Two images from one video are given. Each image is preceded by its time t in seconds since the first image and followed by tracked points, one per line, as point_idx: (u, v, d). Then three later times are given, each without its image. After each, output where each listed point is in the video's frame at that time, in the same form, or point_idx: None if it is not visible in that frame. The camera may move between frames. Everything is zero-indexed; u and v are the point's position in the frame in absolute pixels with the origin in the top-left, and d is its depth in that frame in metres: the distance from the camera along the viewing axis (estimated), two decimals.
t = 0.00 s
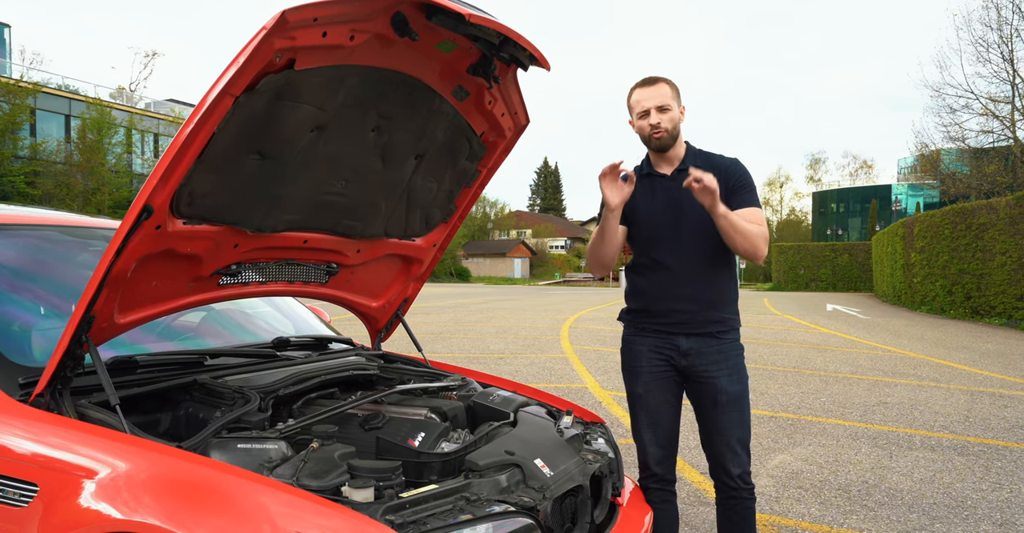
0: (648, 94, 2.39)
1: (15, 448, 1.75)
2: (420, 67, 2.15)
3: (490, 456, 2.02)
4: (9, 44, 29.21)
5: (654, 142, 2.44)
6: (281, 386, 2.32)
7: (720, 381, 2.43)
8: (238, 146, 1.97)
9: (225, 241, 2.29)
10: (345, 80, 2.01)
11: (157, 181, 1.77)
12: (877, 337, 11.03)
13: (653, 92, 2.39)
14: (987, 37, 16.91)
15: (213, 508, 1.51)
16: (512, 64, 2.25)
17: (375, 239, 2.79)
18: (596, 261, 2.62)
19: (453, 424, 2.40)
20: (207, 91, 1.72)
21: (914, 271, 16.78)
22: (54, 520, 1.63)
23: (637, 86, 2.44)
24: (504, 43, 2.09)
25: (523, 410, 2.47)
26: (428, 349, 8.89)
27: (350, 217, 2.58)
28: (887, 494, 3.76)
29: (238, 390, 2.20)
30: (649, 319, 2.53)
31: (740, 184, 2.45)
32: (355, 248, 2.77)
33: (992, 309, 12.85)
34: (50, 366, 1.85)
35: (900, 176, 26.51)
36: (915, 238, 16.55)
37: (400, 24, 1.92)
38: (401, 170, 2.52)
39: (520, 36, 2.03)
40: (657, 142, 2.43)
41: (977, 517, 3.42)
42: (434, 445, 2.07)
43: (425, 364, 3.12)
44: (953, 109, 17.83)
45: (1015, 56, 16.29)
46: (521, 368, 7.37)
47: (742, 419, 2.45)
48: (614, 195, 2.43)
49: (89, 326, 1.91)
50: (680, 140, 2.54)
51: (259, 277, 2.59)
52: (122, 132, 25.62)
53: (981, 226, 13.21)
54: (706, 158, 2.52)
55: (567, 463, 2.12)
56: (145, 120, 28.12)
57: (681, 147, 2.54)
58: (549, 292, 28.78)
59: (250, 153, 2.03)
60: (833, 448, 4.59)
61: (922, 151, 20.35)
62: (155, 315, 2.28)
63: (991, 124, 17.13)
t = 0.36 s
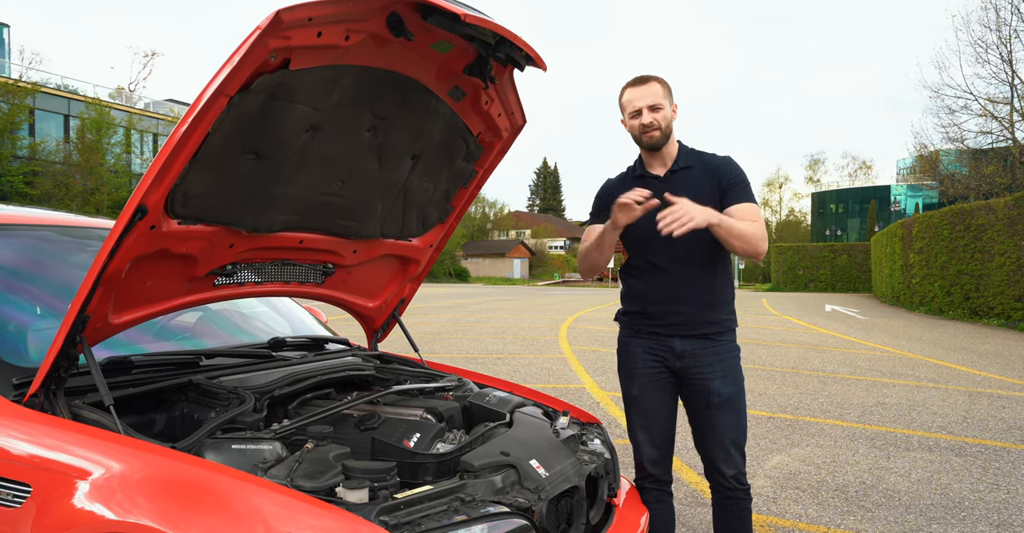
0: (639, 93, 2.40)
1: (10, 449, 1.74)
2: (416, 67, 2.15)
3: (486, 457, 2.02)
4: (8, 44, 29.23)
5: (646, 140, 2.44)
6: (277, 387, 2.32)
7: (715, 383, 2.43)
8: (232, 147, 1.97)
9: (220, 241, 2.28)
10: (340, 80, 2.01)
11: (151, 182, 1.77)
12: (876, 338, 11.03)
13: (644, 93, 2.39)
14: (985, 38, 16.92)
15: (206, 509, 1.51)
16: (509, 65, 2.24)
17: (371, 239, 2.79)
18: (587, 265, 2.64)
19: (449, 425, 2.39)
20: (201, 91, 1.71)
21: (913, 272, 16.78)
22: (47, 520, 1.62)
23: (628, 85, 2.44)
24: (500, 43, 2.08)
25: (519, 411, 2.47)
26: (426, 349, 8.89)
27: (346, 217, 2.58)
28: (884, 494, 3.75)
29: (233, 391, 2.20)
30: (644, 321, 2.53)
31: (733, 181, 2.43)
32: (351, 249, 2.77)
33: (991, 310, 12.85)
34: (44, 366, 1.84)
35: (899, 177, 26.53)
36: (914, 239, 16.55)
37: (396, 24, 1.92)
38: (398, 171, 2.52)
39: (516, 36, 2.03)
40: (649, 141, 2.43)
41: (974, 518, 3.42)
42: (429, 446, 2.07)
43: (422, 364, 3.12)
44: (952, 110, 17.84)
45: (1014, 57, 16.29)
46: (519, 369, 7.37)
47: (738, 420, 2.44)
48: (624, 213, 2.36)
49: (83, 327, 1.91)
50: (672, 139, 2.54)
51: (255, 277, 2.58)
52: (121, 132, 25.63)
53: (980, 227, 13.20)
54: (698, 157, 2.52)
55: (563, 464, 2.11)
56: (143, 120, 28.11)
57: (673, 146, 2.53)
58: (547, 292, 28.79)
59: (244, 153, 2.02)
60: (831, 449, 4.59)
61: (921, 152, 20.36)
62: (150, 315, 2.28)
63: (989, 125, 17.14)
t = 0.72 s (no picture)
0: (636, 90, 2.40)
1: (7, 449, 1.74)
2: (414, 67, 2.15)
3: (483, 457, 2.02)
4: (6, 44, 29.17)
5: (643, 138, 2.44)
6: (273, 386, 2.32)
7: (710, 384, 2.42)
8: (229, 146, 1.96)
9: (217, 241, 2.28)
10: (337, 80, 2.01)
11: (147, 182, 1.77)
12: (875, 337, 11.04)
13: (642, 91, 2.40)
14: (984, 37, 16.92)
15: (203, 510, 1.51)
16: (506, 64, 2.24)
17: (368, 238, 2.79)
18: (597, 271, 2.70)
19: (446, 424, 2.39)
20: (197, 91, 1.71)
21: (912, 271, 16.79)
22: (44, 520, 1.62)
23: (626, 81, 2.45)
24: (497, 43, 2.08)
25: (516, 411, 2.47)
26: (425, 348, 8.89)
27: (343, 217, 2.58)
28: (882, 494, 3.76)
29: (229, 391, 2.20)
30: (640, 322, 2.53)
31: (732, 184, 2.43)
32: (349, 248, 2.77)
33: (990, 310, 12.86)
34: (41, 366, 1.84)
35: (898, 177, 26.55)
36: (913, 238, 16.56)
37: (393, 24, 1.92)
38: (395, 170, 2.52)
39: (513, 36, 2.03)
40: (646, 138, 2.43)
41: (972, 518, 3.42)
42: (426, 446, 2.07)
43: (420, 364, 3.12)
44: (950, 109, 17.85)
45: (1012, 57, 16.30)
46: (518, 368, 7.37)
47: (735, 422, 2.44)
48: (640, 270, 2.45)
49: (80, 327, 1.90)
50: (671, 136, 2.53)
51: (252, 277, 2.58)
52: (120, 132, 25.63)
53: (979, 226, 13.20)
54: (698, 156, 2.50)
55: (560, 464, 2.11)
56: (142, 119, 28.09)
57: (672, 144, 2.52)
58: (546, 291, 28.80)
59: (241, 153, 2.02)
60: (829, 449, 4.59)
61: (920, 152, 20.38)
62: (147, 315, 2.28)
63: (988, 124, 17.14)
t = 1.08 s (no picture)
0: (643, 85, 2.41)
1: (9, 448, 1.74)
2: (414, 66, 2.15)
3: (484, 455, 2.02)
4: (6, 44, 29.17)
5: (648, 134, 2.44)
6: (276, 386, 2.32)
7: (717, 385, 2.43)
8: (230, 146, 1.97)
9: (218, 240, 2.29)
10: (339, 79, 2.01)
11: (149, 181, 1.77)
12: (874, 337, 11.05)
13: (649, 86, 2.40)
14: (983, 37, 16.94)
15: (205, 508, 1.51)
16: (506, 64, 2.24)
17: (369, 238, 2.79)
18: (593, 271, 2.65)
19: (447, 424, 2.40)
20: (198, 90, 1.71)
21: (911, 271, 16.81)
22: (46, 519, 1.63)
23: (633, 77, 2.45)
24: (497, 42, 2.08)
25: (517, 410, 2.48)
26: (424, 348, 8.90)
27: (343, 217, 2.58)
28: (883, 493, 3.76)
29: (231, 390, 2.20)
30: (647, 321, 2.52)
31: (739, 184, 2.46)
32: (349, 247, 2.78)
33: (989, 309, 12.87)
34: (43, 365, 1.84)
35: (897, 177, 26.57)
36: (912, 238, 16.57)
37: (393, 24, 1.92)
38: (396, 170, 2.52)
39: (514, 35, 2.03)
40: (651, 134, 2.43)
41: (972, 516, 3.43)
42: (427, 445, 2.08)
43: (420, 364, 3.12)
44: (949, 109, 17.86)
45: (1011, 56, 16.32)
46: (518, 368, 7.37)
47: (740, 422, 2.45)
48: (646, 259, 2.42)
49: (81, 326, 1.90)
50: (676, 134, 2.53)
51: (253, 276, 2.58)
52: (119, 132, 25.63)
53: (979, 226, 13.20)
54: (704, 155, 2.52)
55: (561, 463, 2.12)
56: (141, 119, 28.09)
57: (678, 141, 2.52)
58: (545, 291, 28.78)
59: (242, 152, 2.02)
60: (830, 448, 4.60)
61: (920, 151, 20.40)
62: (148, 314, 2.28)
63: (987, 124, 17.16)
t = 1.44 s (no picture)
0: (649, 90, 2.41)
1: (11, 449, 1.74)
2: (416, 67, 2.15)
3: (486, 456, 2.02)
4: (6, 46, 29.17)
5: (655, 139, 2.45)
6: (278, 386, 2.33)
7: (724, 386, 2.43)
8: (232, 146, 1.97)
9: (220, 241, 2.29)
10: (340, 80, 2.01)
11: (151, 182, 1.77)
12: (874, 337, 11.06)
13: (655, 91, 2.40)
14: (982, 37, 16.95)
15: (207, 509, 1.51)
16: (508, 64, 2.24)
17: (370, 239, 2.79)
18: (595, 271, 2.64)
19: (449, 424, 2.40)
20: (201, 91, 1.71)
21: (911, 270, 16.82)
22: (48, 520, 1.63)
23: (638, 81, 2.45)
24: (499, 43, 2.09)
25: (518, 410, 2.48)
26: (424, 349, 8.90)
27: (345, 218, 2.58)
28: (883, 493, 3.76)
29: (235, 390, 2.20)
30: (655, 322, 2.52)
31: (748, 185, 2.48)
32: (351, 248, 2.78)
33: (989, 309, 12.87)
34: (44, 367, 1.84)
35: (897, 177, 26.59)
36: (912, 238, 16.62)
37: (395, 24, 1.92)
38: (397, 170, 2.53)
39: (516, 36, 2.03)
40: (658, 139, 2.44)
41: (973, 516, 3.43)
42: (429, 445, 2.08)
43: (421, 364, 3.12)
44: (949, 108, 17.88)
45: (1011, 56, 16.33)
46: (518, 368, 7.37)
47: (745, 423, 2.45)
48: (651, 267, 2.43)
49: (83, 327, 1.91)
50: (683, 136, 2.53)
51: (254, 277, 2.59)
52: (119, 133, 25.62)
53: (978, 225, 13.21)
54: (711, 155, 2.53)
55: (563, 463, 2.12)
56: (141, 120, 28.10)
57: (685, 143, 2.53)
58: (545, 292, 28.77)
59: (244, 153, 2.03)
60: (830, 448, 4.60)
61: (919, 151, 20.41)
62: (150, 315, 2.28)
63: (987, 124, 17.17)
